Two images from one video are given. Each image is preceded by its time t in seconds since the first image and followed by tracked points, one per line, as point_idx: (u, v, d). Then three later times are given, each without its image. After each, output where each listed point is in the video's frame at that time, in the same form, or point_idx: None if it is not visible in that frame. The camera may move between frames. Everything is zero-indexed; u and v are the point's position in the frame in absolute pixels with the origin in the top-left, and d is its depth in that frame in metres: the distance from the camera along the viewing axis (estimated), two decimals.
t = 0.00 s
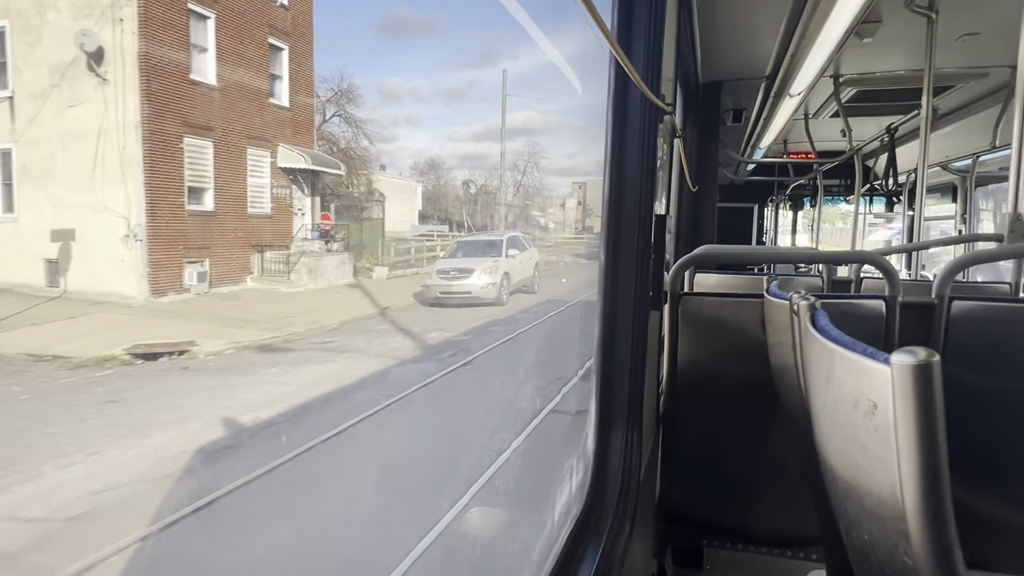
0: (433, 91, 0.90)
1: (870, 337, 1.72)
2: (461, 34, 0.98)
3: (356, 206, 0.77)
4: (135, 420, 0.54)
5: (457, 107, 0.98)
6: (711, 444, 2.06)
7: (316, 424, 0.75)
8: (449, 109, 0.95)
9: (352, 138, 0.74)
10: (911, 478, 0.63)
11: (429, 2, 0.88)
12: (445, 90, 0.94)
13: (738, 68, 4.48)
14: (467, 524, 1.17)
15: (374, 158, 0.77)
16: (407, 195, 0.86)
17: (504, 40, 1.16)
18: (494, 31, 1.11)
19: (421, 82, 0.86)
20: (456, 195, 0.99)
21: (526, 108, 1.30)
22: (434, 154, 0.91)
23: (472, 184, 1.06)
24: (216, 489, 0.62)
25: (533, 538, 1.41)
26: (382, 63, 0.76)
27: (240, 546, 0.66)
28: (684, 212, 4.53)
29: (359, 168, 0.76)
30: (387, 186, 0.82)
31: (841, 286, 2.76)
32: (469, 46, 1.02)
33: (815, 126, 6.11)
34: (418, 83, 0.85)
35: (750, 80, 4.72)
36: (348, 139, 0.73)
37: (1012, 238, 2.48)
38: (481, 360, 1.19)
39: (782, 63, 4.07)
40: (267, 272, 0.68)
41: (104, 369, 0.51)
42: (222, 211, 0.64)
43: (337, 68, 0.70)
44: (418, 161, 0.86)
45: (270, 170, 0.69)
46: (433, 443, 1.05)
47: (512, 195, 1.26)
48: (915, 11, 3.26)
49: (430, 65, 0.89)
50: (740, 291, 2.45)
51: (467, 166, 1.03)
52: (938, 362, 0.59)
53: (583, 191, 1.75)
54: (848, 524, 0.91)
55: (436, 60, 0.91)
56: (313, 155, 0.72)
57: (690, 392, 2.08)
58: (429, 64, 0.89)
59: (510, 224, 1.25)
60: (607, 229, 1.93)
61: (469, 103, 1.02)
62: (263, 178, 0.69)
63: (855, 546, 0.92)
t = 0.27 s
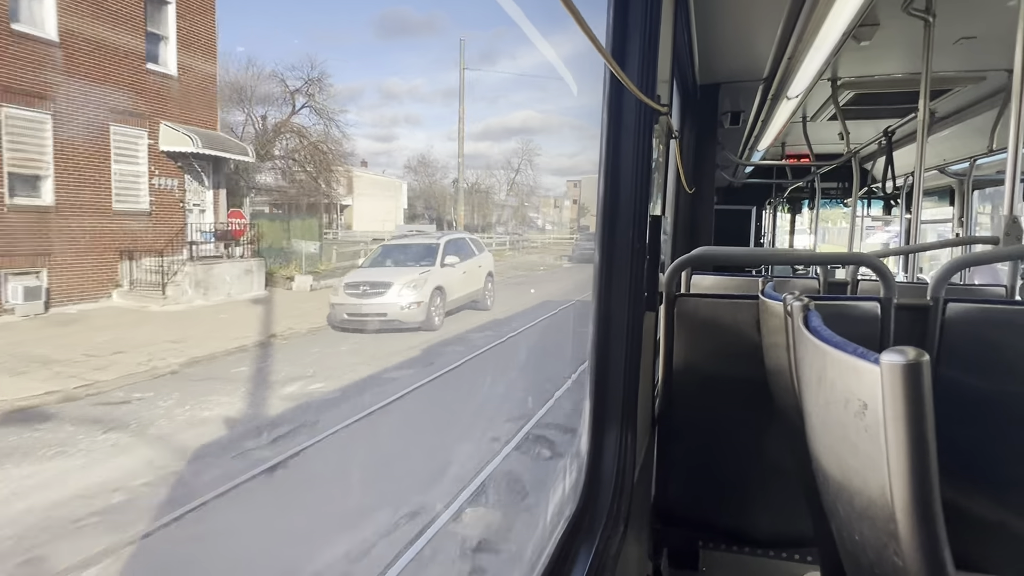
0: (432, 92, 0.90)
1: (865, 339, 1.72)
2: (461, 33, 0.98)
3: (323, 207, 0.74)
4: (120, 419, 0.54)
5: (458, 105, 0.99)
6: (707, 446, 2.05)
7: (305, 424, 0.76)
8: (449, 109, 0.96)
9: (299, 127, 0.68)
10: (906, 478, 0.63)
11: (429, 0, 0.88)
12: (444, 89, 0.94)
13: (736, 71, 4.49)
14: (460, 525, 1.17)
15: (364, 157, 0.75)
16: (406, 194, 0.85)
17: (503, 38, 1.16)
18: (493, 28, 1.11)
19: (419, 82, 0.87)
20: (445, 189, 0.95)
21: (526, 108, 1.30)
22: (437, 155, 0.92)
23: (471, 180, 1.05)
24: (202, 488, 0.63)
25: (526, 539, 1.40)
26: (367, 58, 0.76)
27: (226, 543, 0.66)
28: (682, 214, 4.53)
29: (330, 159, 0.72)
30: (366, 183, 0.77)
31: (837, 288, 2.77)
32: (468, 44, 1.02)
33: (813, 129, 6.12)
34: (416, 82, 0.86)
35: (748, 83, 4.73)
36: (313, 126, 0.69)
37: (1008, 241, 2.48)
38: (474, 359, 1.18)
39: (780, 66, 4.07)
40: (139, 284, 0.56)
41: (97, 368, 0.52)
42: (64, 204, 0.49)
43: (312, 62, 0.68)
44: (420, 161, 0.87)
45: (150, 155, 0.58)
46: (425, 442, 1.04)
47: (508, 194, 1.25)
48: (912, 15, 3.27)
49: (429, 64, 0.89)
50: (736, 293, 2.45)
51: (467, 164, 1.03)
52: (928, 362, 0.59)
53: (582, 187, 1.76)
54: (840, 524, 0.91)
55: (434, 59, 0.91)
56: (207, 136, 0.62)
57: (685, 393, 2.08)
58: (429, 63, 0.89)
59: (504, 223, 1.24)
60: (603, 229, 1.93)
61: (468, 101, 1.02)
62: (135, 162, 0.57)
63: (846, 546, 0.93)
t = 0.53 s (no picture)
0: (433, 91, 0.91)
1: (865, 338, 1.72)
2: (461, 33, 0.99)
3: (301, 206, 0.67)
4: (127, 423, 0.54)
5: (459, 105, 0.99)
6: (708, 445, 2.06)
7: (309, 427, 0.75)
8: (451, 108, 0.96)
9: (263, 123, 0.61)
10: (907, 477, 0.63)
11: None
12: (445, 89, 0.94)
13: (735, 70, 4.49)
14: (463, 525, 1.17)
15: (363, 158, 0.75)
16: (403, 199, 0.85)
17: (503, 38, 1.16)
18: (493, 29, 1.11)
19: (421, 83, 0.87)
20: (441, 188, 0.94)
21: (527, 109, 1.30)
22: (437, 154, 0.93)
23: (467, 181, 1.04)
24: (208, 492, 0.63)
25: (528, 539, 1.41)
26: (366, 57, 0.75)
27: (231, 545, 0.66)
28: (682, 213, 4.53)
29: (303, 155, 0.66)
30: (346, 181, 0.73)
31: (836, 286, 2.77)
32: (469, 45, 1.02)
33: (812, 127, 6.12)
34: (418, 82, 0.86)
35: (746, 82, 4.73)
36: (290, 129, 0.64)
37: (1006, 239, 2.49)
38: (475, 360, 1.18)
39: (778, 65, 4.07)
40: None
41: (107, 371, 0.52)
42: None
43: (313, 60, 0.66)
44: (421, 160, 0.88)
45: None
46: (428, 444, 1.04)
47: (509, 195, 1.25)
48: (910, 14, 3.27)
49: (431, 65, 0.90)
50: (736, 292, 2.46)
51: (467, 163, 1.03)
52: (929, 362, 0.59)
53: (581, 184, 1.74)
54: (842, 522, 0.92)
55: (435, 59, 0.91)
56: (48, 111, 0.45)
57: (686, 393, 2.08)
58: (430, 63, 0.90)
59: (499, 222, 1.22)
60: (602, 228, 1.94)
61: (470, 102, 1.03)
62: None
63: (848, 545, 0.93)
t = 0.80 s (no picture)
0: (433, 91, 0.89)
1: (864, 333, 1.72)
2: (462, 32, 0.97)
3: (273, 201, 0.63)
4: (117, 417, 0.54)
5: (459, 104, 0.97)
6: (705, 441, 2.05)
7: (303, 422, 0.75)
8: (451, 107, 0.95)
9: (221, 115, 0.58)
10: (904, 469, 0.63)
11: None
12: (445, 88, 0.93)
13: (734, 67, 4.48)
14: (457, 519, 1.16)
15: (365, 158, 0.73)
16: (391, 197, 0.83)
17: (505, 36, 1.15)
18: (494, 28, 1.09)
19: (422, 82, 0.86)
20: (427, 186, 0.91)
21: (527, 103, 1.28)
22: (435, 153, 0.91)
23: (459, 183, 1.02)
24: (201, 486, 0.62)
25: (522, 535, 1.40)
26: (367, 58, 0.73)
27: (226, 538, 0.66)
28: (680, 210, 4.52)
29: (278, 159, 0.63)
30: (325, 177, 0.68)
31: (834, 283, 2.77)
32: (470, 42, 1.01)
33: (811, 125, 6.11)
34: (418, 81, 0.85)
35: (745, 78, 4.72)
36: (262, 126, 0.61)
37: (1006, 236, 2.48)
38: (472, 354, 1.18)
39: (777, 61, 4.06)
40: None
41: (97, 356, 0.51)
42: None
43: (314, 59, 0.65)
44: (421, 159, 0.87)
45: None
46: (423, 437, 1.04)
47: (507, 189, 1.24)
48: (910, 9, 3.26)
49: (431, 63, 0.88)
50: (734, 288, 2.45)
51: (467, 161, 1.02)
52: (928, 353, 0.58)
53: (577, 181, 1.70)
54: (839, 517, 0.91)
55: (436, 58, 0.89)
56: None
57: (684, 388, 2.08)
58: (430, 62, 0.88)
59: (491, 220, 1.20)
60: (601, 223, 1.92)
61: (470, 101, 1.01)
62: None
63: (845, 540, 0.92)
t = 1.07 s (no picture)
0: (433, 90, 0.90)
1: (861, 339, 1.73)
2: (461, 31, 0.98)
3: (241, 203, 0.63)
4: (130, 421, 0.55)
5: (459, 104, 0.98)
6: (704, 444, 2.07)
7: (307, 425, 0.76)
8: (451, 107, 0.96)
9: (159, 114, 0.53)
10: (900, 476, 0.64)
11: None
12: (445, 87, 0.94)
13: (733, 70, 4.50)
14: (460, 522, 1.17)
15: (365, 157, 0.75)
16: (385, 198, 0.82)
17: (505, 38, 1.16)
18: (494, 28, 1.10)
19: (422, 81, 0.87)
20: (419, 187, 0.88)
21: (528, 108, 1.29)
22: (434, 153, 0.91)
23: (453, 185, 0.99)
24: (210, 489, 0.63)
25: (523, 538, 1.40)
26: (366, 51, 0.75)
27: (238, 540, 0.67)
28: (679, 213, 4.54)
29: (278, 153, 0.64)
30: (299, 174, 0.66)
31: (832, 286, 2.78)
32: (471, 44, 1.02)
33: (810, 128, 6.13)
34: (419, 81, 0.86)
35: (744, 81, 4.73)
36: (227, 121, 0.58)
37: (1002, 240, 2.50)
38: (474, 358, 1.19)
39: (776, 64, 4.08)
40: None
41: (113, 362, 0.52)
42: None
43: (313, 58, 0.66)
44: (423, 160, 0.88)
45: None
46: (427, 441, 1.05)
47: (508, 193, 1.25)
48: (909, 14, 3.28)
49: (430, 63, 0.89)
50: (733, 292, 2.46)
51: (467, 161, 1.03)
52: (924, 363, 0.60)
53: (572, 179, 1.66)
54: (837, 522, 0.92)
55: (436, 57, 0.91)
56: None
57: (683, 392, 2.09)
58: (430, 62, 0.89)
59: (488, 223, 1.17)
60: (599, 225, 1.93)
61: (470, 101, 1.02)
62: None
63: (842, 544, 0.94)
